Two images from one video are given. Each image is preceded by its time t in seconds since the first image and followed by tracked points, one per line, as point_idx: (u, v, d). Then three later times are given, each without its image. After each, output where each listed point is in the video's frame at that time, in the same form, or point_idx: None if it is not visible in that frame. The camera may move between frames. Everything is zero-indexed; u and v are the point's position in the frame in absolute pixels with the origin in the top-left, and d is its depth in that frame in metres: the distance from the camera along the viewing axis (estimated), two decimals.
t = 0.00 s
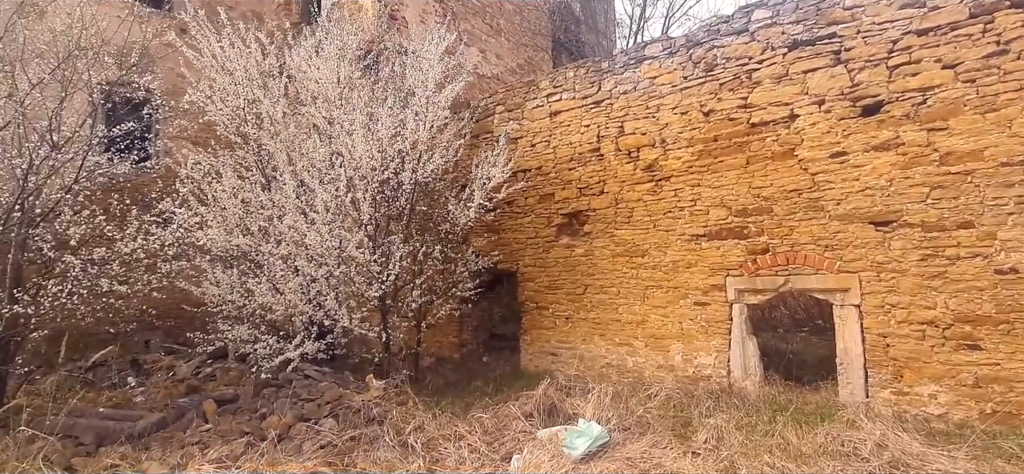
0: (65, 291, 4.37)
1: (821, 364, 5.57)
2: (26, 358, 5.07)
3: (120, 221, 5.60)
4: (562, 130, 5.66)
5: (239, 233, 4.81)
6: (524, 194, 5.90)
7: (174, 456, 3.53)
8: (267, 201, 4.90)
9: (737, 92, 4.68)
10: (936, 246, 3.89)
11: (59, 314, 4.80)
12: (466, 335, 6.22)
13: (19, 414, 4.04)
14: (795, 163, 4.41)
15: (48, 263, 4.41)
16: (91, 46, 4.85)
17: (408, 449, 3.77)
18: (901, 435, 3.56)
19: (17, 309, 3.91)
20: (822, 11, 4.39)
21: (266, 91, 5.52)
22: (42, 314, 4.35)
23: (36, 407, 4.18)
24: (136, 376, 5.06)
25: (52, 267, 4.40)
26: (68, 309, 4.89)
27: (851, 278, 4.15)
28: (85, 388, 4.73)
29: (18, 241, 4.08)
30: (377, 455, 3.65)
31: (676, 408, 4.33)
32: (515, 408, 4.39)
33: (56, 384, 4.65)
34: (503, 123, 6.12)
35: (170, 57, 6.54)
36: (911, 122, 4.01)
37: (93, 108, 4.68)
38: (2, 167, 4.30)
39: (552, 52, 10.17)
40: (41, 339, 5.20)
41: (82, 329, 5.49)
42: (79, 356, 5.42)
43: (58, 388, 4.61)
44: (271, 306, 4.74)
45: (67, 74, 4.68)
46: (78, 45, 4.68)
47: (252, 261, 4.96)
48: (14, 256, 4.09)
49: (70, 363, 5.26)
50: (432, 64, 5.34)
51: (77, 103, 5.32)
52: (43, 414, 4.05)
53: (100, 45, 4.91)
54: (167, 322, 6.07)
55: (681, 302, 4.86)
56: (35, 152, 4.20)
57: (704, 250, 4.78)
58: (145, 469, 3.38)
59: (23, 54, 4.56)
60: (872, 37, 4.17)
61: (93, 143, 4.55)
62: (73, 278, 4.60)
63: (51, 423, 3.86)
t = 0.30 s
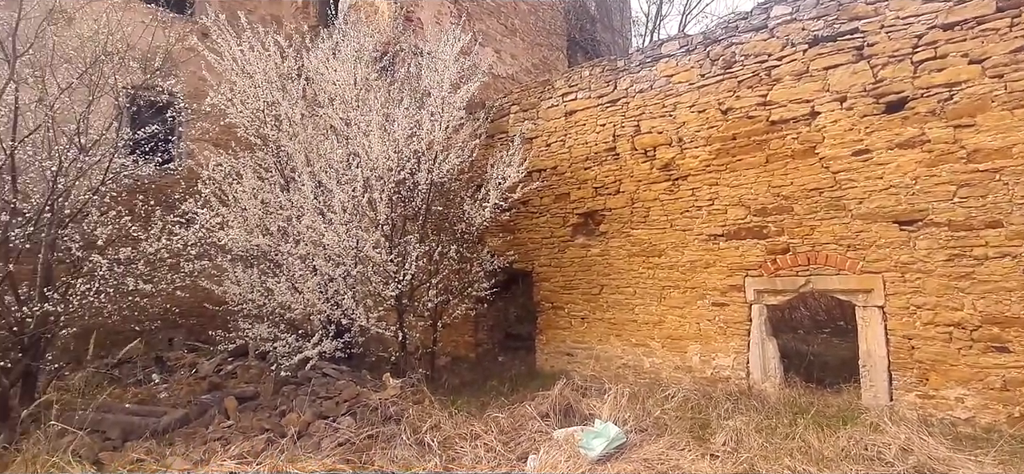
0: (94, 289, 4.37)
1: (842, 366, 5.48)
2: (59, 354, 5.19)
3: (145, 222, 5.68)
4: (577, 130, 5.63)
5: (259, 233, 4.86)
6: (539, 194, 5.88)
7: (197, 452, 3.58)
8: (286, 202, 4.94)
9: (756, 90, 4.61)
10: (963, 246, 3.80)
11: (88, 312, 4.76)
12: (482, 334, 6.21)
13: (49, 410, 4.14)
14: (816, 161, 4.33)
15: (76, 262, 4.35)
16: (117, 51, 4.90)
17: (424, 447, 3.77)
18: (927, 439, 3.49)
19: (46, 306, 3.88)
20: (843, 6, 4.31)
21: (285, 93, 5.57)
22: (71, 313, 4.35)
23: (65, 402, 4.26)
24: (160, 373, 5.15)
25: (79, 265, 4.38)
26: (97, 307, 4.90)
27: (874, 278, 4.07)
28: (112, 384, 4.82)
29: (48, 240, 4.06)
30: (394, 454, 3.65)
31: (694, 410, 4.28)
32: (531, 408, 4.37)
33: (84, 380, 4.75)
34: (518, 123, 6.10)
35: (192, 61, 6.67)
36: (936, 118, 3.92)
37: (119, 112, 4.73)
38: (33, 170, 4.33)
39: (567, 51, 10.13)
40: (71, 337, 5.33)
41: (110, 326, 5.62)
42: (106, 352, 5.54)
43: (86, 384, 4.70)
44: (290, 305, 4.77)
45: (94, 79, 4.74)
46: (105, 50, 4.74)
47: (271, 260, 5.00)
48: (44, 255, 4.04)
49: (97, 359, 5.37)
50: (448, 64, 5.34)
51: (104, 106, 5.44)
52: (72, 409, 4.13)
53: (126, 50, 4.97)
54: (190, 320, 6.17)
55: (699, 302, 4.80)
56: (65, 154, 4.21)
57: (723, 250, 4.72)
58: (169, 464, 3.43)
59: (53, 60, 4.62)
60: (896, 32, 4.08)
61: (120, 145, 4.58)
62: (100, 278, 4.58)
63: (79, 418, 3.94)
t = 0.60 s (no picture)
0: (129, 288, 4.34)
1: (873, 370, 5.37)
2: (100, 350, 5.31)
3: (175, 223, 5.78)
4: (597, 129, 5.58)
5: (284, 233, 4.92)
6: (559, 194, 5.84)
7: (226, 446, 3.64)
8: (309, 203, 4.99)
9: (781, 86, 4.52)
10: (999, 246, 3.68)
11: (122, 312, 4.67)
12: (502, 334, 6.21)
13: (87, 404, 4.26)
14: (844, 159, 4.23)
15: (109, 262, 4.38)
16: (149, 58, 5.03)
17: (445, 446, 3.77)
18: (960, 445, 3.39)
19: (84, 304, 3.89)
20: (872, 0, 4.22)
21: (308, 96, 5.62)
22: (108, 311, 4.33)
23: (103, 397, 4.39)
24: (190, 369, 5.26)
25: (114, 265, 4.40)
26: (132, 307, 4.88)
27: (905, 279, 3.96)
28: (145, 380, 4.93)
29: (84, 240, 4.07)
30: (415, 452, 3.66)
31: (717, 412, 4.21)
32: (552, 408, 4.35)
33: (119, 375, 4.88)
34: (538, 123, 6.07)
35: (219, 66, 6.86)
36: (970, 114, 3.81)
37: (151, 116, 4.82)
38: (70, 173, 4.41)
39: (587, 50, 10.07)
40: (108, 334, 5.47)
41: (143, 322, 5.74)
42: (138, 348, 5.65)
43: (121, 379, 4.82)
44: (313, 303, 4.82)
45: (127, 84, 4.88)
46: (137, 56, 4.87)
47: (295, 260, 5.05)
48: (81, 254, 4.02)
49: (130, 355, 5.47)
50: (468, 65, 5.35)
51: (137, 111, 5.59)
52: (107, 404, 4.23)
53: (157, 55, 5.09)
54: (219, 317, 6.27)
55: (722, 303, 4.73)
56: (100, 157, 4.27)
57: (747, 250, 4.64)
58: (199, 458, 3.49)
59: (89, 67, 4.75)
60: (927, 26, 3.97)
61: (152, 148, 4.72)
62: (133, 278, 4.53)
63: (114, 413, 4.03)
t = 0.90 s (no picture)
0: (161, 286, 4.43)
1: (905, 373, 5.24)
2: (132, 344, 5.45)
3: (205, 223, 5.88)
4: (619, 128, 5.53)
5: (308, 233, 4.97)
6: (580, 194, 5.80)
7: (254, 441, 3.69)
8: (333, 203, 5.02)
9: (809, 83, 4.42)
10: None
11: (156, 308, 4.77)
12: (522, 334, 6.19)
13: (122, 397, 4.35)
14: (874, 157, 4.13)
15: (144, 261, 4.48)
16: (180, 62, 5.10)
17: (467, 444, 3.77)
18: (997, 451, 3.29)
19: (120, 301, 3.99)
20: None
21: (331, 97, 5.66)
22: (143, 308, 4.43)
23: (138, 391, 4.48)
24: (219, 365, 5.36)
25: (147, 263, 4.47)
26: (165, 304, 4.94)
27: (938, 280, 3.85)
28: (177, 375, 5.03)
29: (120, 239, 4.18)
30: (437, 449, 3.67)
31: (743, 415, 4.13)
32: (573, 408, 4.32)
33: (153, 370, 4.98)
34: (558, 122, 6.04)
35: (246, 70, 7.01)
36: (1007, 109, 3.68)
37: (183, 120, 4.89)
38: (107, 174, 4.49)
39: (608, 48, 9.99)
40: (142, 330, 5.61)
41: (175, 319, 5.82)
42: (171, 344, 5.76)
43: (154, 374, 4.92)
44: (337, 302, 4.86)
45: (160, 89, 4.95)
46: (169, 61, 4.94)
47: (319, 260, 5.09)
48: (117, 254, 4.14)
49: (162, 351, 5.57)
50: (488, 65, 5.34)
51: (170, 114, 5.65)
52: (141, 398, 4.32)
53: (189, 60, 5.17)
54: (247, 315, 6.41)
55: (747, 304, 4.65)
56: (134, 159, 4.36)
57: (773, 250, 4.55)
58: (228, 451, 3.54)
59: (124, 73, 4.84)
60: (961, 19, 3.86)
61: (184, 151, 4.78)
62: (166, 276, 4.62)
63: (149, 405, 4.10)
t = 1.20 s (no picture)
0: (190, 284, 4.46)
1: (937, 376, 5.10)
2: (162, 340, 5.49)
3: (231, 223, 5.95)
4: (638, 127, 5.46)
5: (329, 233, 4.99)
6: (599, 194, 5.75)
7: (279, 437, 3.72)
8: (353, 203, 5.05)
9: (834, 79, 4.33)
10: None
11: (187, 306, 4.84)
12: (542, 333, 6.16)
13: (154, 392, 4.42)
14: (903, 155, 4.03)
15: (173, 260, 4.53)
16: (207, 67, 5.16)
17: (487, 444, 3.76)
18: None
19: (150, 300, 4.06)
20: None
21: (351, 99, 5.69)
22: (173, 307, 4.48)
23: (168, 386, 4.55)
24: (245, 362, 5.42)
25: (177, 263, 4.52)
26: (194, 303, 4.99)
27: (970, 282, 3.74)
28: (205, 371, 5.11)
29: (150, 240, 4.26)
30: (457, 448, 3.66)
31: (766, 419, 4.06)
32: (592, 409, 4.28)
33: (181, 366, 5.06)
34: (577, 122, 5.99)
35: (270, 74, 7.17)
36: None
37: (210, 123, 4.95)
38: (138, 177, 4.55)
39: (627, 47, 9.91)
40: (171, 328, 5.72)
41: (201, 316, 5.97)
42: (197, 341, 5.88)
43: (183, 370, 5.00)
44: (358, 301, 4.87)
45: (188, 93, 5.03)
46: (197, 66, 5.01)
47: (340, 260, 5.11)
48: (148, 253, 4.22)
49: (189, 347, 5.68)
50: (507, 66, 5.32)
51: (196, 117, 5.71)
52: (171, 393, 4.37)
53: (216, 65, 5.24)
54: (270, 313, 6.52)
55: (771, 305, 4.56)
56: (165, 163, 4.43)
57: (797, 251, 4.46)
58: (254, 447, 3.57)
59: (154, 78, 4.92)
60: (993, 13, 3.76)
61: (212, 153, 4.84)
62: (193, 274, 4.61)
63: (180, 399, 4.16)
